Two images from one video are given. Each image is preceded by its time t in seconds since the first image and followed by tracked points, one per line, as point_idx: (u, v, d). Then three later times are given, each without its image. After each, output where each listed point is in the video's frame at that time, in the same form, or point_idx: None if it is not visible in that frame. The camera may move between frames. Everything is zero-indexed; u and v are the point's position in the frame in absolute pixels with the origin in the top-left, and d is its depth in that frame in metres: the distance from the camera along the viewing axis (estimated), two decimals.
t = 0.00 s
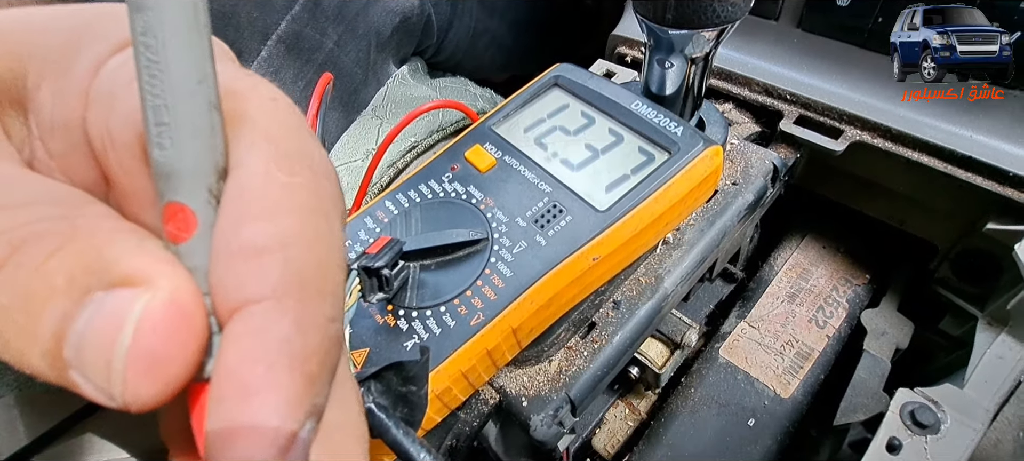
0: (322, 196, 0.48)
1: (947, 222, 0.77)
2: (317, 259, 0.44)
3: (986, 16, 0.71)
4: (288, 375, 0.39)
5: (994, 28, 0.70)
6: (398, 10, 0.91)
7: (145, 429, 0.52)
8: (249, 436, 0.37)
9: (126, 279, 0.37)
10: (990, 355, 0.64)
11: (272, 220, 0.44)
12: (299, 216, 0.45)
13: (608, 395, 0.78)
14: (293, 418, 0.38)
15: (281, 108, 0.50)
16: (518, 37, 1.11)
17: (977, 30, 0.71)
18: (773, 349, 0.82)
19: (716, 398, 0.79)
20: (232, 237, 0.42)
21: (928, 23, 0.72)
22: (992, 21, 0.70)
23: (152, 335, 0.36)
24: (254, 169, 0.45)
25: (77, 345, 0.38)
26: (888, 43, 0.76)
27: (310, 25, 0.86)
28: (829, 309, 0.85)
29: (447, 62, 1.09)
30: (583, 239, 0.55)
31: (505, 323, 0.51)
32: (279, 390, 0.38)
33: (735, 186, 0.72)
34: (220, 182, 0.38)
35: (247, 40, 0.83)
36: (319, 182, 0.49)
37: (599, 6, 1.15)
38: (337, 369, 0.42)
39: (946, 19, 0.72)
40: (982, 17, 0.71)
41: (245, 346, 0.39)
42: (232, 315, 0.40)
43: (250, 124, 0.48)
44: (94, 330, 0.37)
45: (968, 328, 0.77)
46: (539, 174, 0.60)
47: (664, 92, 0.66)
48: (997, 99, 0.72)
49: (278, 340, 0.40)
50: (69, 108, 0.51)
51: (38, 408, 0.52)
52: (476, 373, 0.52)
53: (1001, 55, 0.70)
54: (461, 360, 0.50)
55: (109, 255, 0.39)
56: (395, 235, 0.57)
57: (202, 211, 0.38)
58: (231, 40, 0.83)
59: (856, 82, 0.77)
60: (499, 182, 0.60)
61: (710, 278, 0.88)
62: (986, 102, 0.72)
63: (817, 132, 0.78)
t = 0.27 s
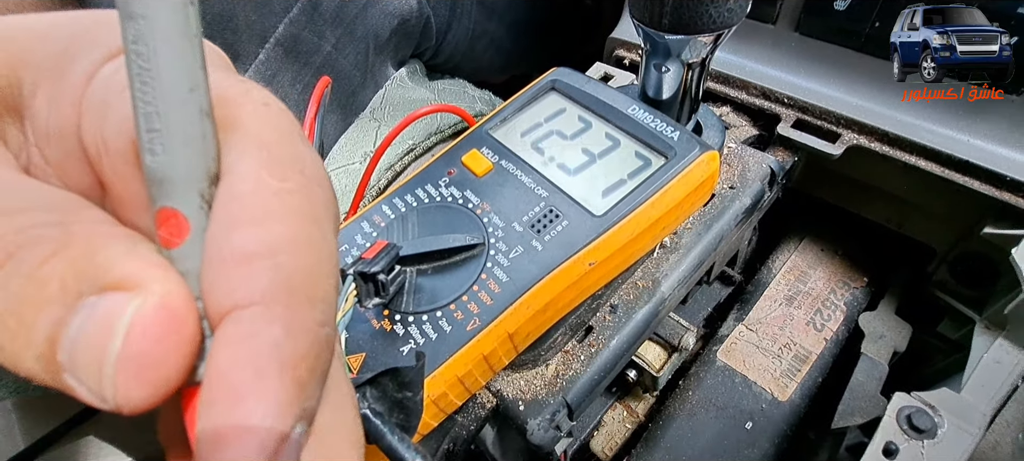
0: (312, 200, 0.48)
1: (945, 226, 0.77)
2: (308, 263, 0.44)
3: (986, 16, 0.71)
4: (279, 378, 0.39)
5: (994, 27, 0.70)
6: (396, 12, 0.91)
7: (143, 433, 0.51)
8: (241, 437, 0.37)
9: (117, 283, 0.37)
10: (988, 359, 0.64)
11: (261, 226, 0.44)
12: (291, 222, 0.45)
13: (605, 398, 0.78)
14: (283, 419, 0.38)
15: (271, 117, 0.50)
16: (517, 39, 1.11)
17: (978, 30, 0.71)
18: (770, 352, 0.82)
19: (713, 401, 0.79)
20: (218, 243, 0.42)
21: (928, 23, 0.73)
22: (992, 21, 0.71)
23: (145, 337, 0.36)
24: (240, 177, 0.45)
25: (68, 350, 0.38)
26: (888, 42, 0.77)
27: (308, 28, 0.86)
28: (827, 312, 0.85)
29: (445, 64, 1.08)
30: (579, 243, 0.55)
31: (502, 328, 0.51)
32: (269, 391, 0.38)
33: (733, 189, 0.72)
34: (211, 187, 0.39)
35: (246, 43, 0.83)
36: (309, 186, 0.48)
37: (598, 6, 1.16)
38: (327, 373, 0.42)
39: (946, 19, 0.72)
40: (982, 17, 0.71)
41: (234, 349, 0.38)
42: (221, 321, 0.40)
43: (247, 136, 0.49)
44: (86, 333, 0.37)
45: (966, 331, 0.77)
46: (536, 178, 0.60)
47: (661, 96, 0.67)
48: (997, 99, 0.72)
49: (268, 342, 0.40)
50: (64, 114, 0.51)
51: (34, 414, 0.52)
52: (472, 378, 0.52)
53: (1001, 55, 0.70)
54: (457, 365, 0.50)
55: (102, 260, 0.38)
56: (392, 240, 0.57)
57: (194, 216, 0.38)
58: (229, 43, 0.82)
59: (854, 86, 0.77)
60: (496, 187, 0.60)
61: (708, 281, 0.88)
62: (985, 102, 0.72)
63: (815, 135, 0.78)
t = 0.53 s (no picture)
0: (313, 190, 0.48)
1: (943, 224, 0.78)
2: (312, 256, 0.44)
3: (986, 16, 0.70)
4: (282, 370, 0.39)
5: (994, 27, 0.70)
6: (397, 11, 0.91)
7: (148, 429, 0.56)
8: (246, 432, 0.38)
9: (122, 275, 0.38)
10: (986, 356, 0.64)
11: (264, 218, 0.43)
12: (296, 213, 0.45)
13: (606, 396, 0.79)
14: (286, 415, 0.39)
15: (269, 108, 0.49)
16: (517, 38, 1.11)
17: (978, 30, 0.70)
18: (770, 350, 0.82)
19: (713, 398, 0.79)
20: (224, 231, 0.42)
21: (928, 23, 0.72)
22: (992, 21, 0.70)
23: (149, 332, 0.37)
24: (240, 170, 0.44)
25: (76, 339, 0.39)
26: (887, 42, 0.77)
27: (309, 27, 0.86)
28: (826, 310, 0.85)
29: (445, 64, 1.09)
30: (580, 240, 0.55)
31: (504, 324, 0.52)
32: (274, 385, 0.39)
33: (732, 187, 0.73)
34: (219, 179, 0.37)
35: (247, 41, 0.83)
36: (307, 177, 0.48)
37: (598, 6, 1.17)
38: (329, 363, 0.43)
39: (946, 19, 0.72)
40: (982, 17, 0.71)
41: (239, 340, 0.39)
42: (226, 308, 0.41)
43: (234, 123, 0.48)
44: (92, 325, 0.38)
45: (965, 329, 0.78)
46: (537, 176, 0.61)
47: (662, 95, 0.67)
48: (997, 99, 0.72)
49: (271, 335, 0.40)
50: (71, 109, 0.51)
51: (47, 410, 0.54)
52: (475, 374, 0.52)
53: (1001, 54, 0.70)
54: (460, 361, 0.51)
55: (110, 250, 0.39)
56: (395, 237, 0.58)
57: (200, 207, 0.37)
58: (231, 41, 0.83)
59: (853, 84, 0.78)
60: (498, 184, 0.60)
61: (707, 279, 0.88)
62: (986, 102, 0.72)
63: (814, 134, 0.78)
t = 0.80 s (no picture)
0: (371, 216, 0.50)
1: (943, 226, 0.78)
2: (398, 288, 0.48)
3: (986, 16, 0.70)
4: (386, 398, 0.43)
5: (995, 27, 0.70)
6: (396, 13, 0.91)
7: (151, 430, 0.55)
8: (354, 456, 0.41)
9: (218, 304, 0.38)
10: (985, 359, 0.64)
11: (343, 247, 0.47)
12: (372, 241, 0.48)
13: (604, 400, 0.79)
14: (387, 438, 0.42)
15: (332, 127, 0.52)
16: (516, 40, 1.11)
17: (977, 29, 0.70)
18: (769, 353, 0.82)
19: (712, 401, 0.79)
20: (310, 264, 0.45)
21: (928, 23, 0.72)
22: (992, 21, 0.70)
23: (262, 365, 0.37)
24: (309, 197, 0.48)
25: (170, 370, 0.38)
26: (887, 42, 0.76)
27: (308, 29, 0.86)
28: (826, 313, 0.85)
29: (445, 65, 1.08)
30: (579, 244, 0.55)
31: (501, 328, 0.52)
32: (378, 410, 0.43)
33: (731, 190, 0.73)
34: (295, 204, 0.41)
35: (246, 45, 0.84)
36: (367, 198, 0.51)
37: (598, 6, 1.17)
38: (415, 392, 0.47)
39: (946, 19, 0.71)
40: (982, 17, 0.71)
41: (336, 373, 0.43)
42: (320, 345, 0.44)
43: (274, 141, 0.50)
44: (191, 358, 0.38)
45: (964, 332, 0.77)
46: (535, 180, 0.60)
47: (660, 98, 0.67)
48: (997, 99, 0.72)
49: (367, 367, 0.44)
50: (125, 117, 0.52)
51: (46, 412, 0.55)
52: (472, 378, 0.52)
53: (1001, 55, 0.70)
54: (457, 365, 0.51)
55: (194, 277, 0.40)
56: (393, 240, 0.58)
57: (281, 233, 0.41)
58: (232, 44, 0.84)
59: (852, 87, 0.78)
60: (496, 188, 0.60)
61: (706, 282, 0.88)
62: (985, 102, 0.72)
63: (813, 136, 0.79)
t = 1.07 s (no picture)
0: (372, 206, 0.50)
1: (940, 222, 0.79)
2: (404, 279, 0.49)
3: (986, 16, 0.71)
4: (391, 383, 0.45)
5: (995, 27, 0.70)
6: (399, 11, 0.92)
7: (151, 424, 0.56)
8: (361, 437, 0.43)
9: (223, 296, 0.39)
10: (980, 352, 0.65)
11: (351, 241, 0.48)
12: (377, 232, 0.49)
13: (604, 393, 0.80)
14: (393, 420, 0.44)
15: (340, 120, 0.53)
16: (517, 39, 1.12)
17: (977, 29, 0.71)
18: (768, 347, 0.83)
19: (712, 395, 0.80)
20: (315, 249, 0.46)
21: (927, 23, 0.73)
22: (992, 21, 0.71)
23: (271, 355, 0.39)
24: (316, 189, 0.48)
25: (179, 360, 0.40)
26: (887, 42, 0.77)
27: (311, 27, 0.87)
28: (824, 308, 0.86)
29: (445, 63, 1.10)
30: (579, 237, 0.56)
31: (502, 320, 0.52)
32: (384, 394, 0.44)
33: (730, 186, 0.74)
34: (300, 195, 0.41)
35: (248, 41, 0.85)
36: (373, 189, 0.51)
37: (598, 5, 1.17)
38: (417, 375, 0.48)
39: (946, 19, 0.72)
40: (982, 17, 0.71)
41: (342, 358, 0.44)
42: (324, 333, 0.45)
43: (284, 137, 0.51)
44: (201, 350, 0.39)
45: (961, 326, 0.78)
46: (536, 175, 0.61)
47: (660, 94, 0.68)
48: (997, 99, 0.72)
49: (371, 351, 0.45)
50: (122, 106, 0.54)
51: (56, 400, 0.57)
52: (474, 369, 0.53)
53: (1001, 54, 0.70)
54: (459, 356, 0.51)
55: (197, 268, 0.40)
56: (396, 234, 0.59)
57: (285, 222, 0.41)
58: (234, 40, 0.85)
59: (850, 84, 0.78)
60: (498, 182, 0.61)
61: (705, 277, 0.89)
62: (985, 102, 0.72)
63: (811, 133, 0.79)
